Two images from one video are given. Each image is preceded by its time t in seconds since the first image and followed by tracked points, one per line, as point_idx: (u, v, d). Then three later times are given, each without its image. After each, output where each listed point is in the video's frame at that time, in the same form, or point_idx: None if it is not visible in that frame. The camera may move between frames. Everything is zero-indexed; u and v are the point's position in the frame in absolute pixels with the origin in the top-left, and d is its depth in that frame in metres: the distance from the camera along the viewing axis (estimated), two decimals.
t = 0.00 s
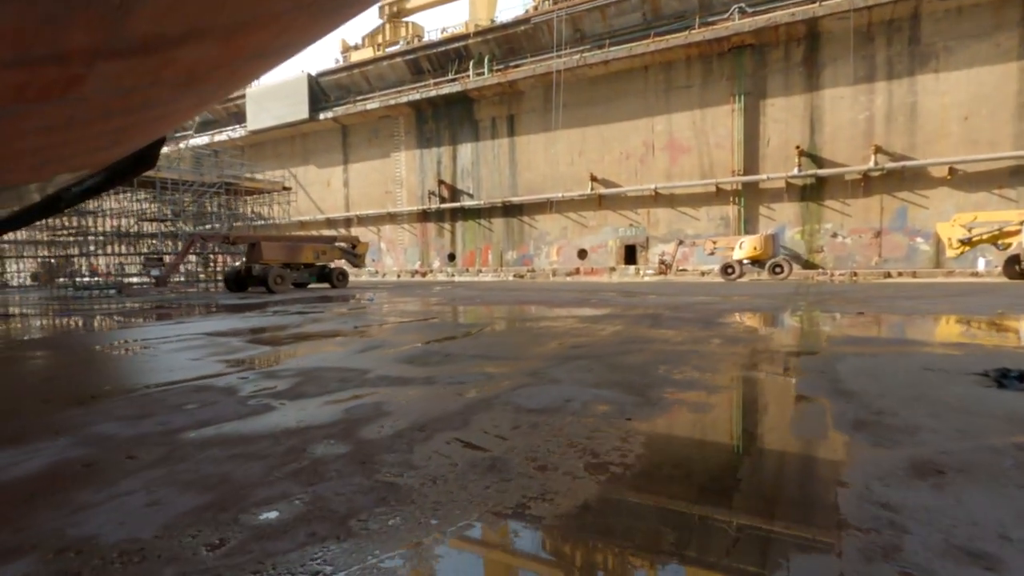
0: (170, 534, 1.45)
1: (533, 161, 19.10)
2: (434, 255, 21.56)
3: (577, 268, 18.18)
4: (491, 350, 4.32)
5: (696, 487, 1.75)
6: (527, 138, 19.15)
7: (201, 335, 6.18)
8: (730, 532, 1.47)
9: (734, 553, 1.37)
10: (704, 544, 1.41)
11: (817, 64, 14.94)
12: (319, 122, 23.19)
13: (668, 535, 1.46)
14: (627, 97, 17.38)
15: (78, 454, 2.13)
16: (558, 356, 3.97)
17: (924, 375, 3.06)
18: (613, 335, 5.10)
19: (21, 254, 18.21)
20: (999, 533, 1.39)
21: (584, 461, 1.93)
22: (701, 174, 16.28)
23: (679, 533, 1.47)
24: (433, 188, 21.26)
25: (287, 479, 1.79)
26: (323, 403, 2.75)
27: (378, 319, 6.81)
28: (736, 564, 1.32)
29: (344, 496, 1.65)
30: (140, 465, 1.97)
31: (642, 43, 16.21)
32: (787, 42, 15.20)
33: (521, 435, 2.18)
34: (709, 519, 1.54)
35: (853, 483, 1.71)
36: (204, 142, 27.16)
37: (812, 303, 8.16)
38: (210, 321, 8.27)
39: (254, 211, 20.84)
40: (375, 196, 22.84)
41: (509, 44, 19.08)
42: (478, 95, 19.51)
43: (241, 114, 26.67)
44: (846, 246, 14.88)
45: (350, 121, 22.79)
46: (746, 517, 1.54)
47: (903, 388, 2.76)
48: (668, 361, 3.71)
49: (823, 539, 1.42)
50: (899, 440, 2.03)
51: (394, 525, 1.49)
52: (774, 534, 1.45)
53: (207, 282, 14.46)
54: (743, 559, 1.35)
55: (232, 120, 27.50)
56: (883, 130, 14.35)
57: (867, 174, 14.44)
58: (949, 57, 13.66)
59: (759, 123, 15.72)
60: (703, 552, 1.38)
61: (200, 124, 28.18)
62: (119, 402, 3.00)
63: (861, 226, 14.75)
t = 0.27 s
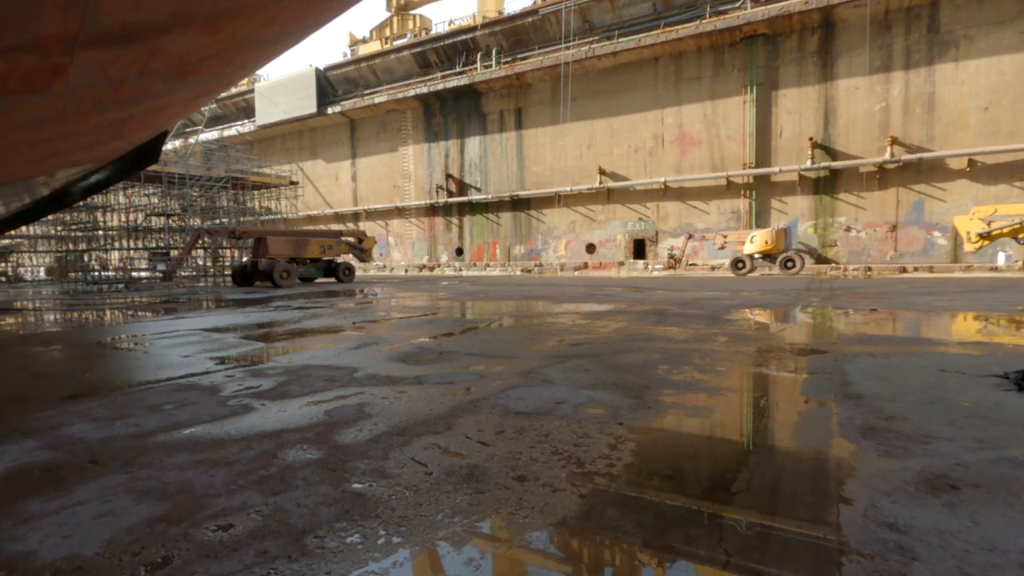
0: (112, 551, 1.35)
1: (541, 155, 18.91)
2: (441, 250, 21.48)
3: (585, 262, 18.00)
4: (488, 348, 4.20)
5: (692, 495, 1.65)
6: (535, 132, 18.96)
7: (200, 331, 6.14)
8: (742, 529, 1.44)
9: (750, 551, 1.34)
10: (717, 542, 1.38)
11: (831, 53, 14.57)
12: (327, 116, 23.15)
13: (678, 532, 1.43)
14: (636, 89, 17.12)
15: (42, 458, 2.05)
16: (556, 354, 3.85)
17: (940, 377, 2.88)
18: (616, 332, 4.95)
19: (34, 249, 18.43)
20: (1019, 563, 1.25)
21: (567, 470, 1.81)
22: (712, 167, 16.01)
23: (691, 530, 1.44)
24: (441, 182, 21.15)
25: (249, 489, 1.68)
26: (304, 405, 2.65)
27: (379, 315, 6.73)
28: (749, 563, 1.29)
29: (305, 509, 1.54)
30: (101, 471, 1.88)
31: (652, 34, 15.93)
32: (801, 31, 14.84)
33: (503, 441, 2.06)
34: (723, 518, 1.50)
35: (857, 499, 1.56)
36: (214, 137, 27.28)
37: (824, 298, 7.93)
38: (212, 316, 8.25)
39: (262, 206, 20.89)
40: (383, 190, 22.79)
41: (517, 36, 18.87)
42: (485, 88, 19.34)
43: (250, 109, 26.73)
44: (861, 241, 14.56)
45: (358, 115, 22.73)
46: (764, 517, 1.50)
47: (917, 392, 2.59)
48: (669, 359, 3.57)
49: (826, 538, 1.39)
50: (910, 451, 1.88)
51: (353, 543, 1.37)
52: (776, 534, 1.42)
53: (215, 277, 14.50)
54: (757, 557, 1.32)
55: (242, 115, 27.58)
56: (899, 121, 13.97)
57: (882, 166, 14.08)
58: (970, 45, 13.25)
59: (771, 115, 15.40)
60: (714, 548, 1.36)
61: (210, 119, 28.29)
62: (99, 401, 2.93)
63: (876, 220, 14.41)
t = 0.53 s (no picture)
0: (27, 570, 1.25)
1: (546, 148, 18.71)
2: (446, 244, 21.36)
3: (590, 257, 17.81)
4: (478, 343, 4.07)
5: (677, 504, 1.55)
6: (541, 124, 18.75)
7: (194, 326, 6.06)
8: (746, 526, 1.42)
9: (755, 547, 1.33)
10: (720, 538, 1.37)
11: (843, 42, 14.24)
12: (333, 110, 23.07)
13: (679, 529, 1.41)
14: (642, 80, 16.85)
15: None
16: (548, 350, 3.71)
17: (951, 378, 2.70)
18: (613, 328, 4.80)
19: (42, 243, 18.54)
20: None
21: (537, 480, 1.67)
22: (720, 160, 15.73)
23: (689, 526, 1.43)
24: (446, 176, 20.99)
25: (193, 499, 1.57)
26: (276, 405, 2.53)
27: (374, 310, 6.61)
28: (755, 560, 1.28)
29: (246, 523, 1.43)
30: (45, 475, 1.78)
31: (659, 25, 15.65)
32: (812, 20, 14.51)
33: (474, 446, 1.93)
34: (720, 513, 1.49)
35: (853, 517, 1.42)
36: (221, 132, 27.31)
37: (833, 294, 7.72)
38: (210, 310, 8.19)
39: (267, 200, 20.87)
40: (388, 184, 22.70)
41: (522, 28, 18.64)
42: (490, 80, 19.15)
43: (256, 103, 26.72)
44: (872, 235, 14.26)
45: (363, 109, 22.63)
46: (753, 510, 1.50)
47: (925, 394, 2.42)
48: (664, 356, 3.41)
49: (824, 532, 1.37)
50: (913, 461, 1.72)
51: (288, 563, 1.25)
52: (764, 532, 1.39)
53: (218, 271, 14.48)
54: (760, 554, 1.31)
55: (248, 109, 27.57)
56: (913, 113, 13.63)
57: (895, 158, 13.75)
58: (987, 33, 12.88)
59: (781, 106, 15.09)
60: (717, 547, 1.34)
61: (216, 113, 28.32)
62: (69, 399, 2.84)
63: (888, 213, 14.09)
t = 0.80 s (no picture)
0: None
1: (552, 143, 18.51)
2: (451, 240, 21.24)
3: (596, 253, 17.62)
4: (469, 344, 3.93)
5: (671, 511, 1.50)
6: (546, 119, 18.54)
7: (187, 324, 5.98)
8: (751, 526, 1.41)
9: (756, 546, 1.32)
10: (724, 537, 1.37)
11: (855, 33, 13.91)
12: (338, 106, 23.00)
13: (684, 527, 1.41)
14: (649, 74, 16.59)
15: None
16: (540, 351, 3.57)
17: (966, 386, 2.52)
18: (611, 327, 4.64)
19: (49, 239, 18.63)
20: None
21: (507, 499, 1.54)
22: (728, 154, 15.47)
23: (693, 525, 1.43)
24: (451, 171, 20.85)
25: (131, 521, 1.45)
26: (246, 411, 2.41)
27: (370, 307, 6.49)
28: (757, 560, 1.27)
29: (180, 552, 1.30)
30: None
31: (666, 17, 15.38)
32: (823, 10, 14.18)
33: (444, 461, 1.79)
34: (726, 513, 1.48)
35: (852, 551, 1.28)
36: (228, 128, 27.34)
37: (842, 292, 7.50)
38: (208, 307, 8.12)
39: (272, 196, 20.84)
40: (393, 180, 22.60)
41: (527, 21, 18.42)
42: (496, 75, 18.96)
43: (263, 99, 26.70)
44: (884, 231, 13.95)
45: (368, 104, 22.52)
46: (758, 509, 1.49)
47: (937, 405, 2.24)
48: (660, 358, 3.26)
49: (828, 532, 1.36)
50: (921, 483, 1.57)
51: None
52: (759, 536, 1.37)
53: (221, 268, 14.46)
54: (764, 553, 1.30)
55: (254, 105, 27.55)
56: (927, 105, 13.29)
57: (908, 152, 13.44)
58: (1004, 23, 12.52)
59: (790, 99, 14.79)
60: (722, 546, 1.34)
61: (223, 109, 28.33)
62: (37, 402, 2.74)
63: (900, 209, 13.77)
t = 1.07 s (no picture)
0: None
1: (558, 137, 18.28)
2: (457, 235, 21.10)
3: (603, 249, 17.40)
4: (460, 344, 3.78)
5: (666, 521, 1.43)
6: (553, 113, 18.32)
7: (181, 321, 5.90)
8: (760, 525, 1.39)
9: (762, 546, 1.30)
10: (731, 537, 1.34)
11: (869, 23, 13.54)
12: (343, 100, 22.89)
13: (691, 527, 1.39)
14: (657, 66, 16.30)
15: None
16: (532, 352, 3.42)
17: (986, 395, 2.33)
18: (609, 326, 4.47)
19: (56, 234, 18.72)
20: None
21: (478, 522, 1.41)
22: (738, 148, 15.19)
23: (700, 524, 1.40)
24: (457, 166, 20.68)
25: (59, 547, 1.32)
26: (214, 419, 2.28)
27: (366, 304, 6.36)
28: (764, 560, 1.25)
29: None
30: None
31: (675, 7, 15.07)
32: None
33: (409, 479, 1.65)
34: (734, 511, 1.46)
35: None
36: (234, 123, 27.34)
37: (854, 290, 7.26)
38: (207, 304, 8.04)
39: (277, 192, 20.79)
40: (399, 175, 22.48)
41: (533, 13, 18.16)
42: (501, 68, 18.74)
43: (269, 94, 26.65)
44: (897, 226, 13.62)
45: (374, 99, 22.39)
46: (768, 509, 1.46)
47: (954, 417, 2.06)
48: (658, 361, 3.10)
49: (837, 532, 1.33)
50: (936, 511, 1.40)
51: None
52: (761, 542, 1.32)
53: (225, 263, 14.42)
54: (772, 553, 1.27)
55: (261, 100, 27.52)
56: (944, 97, 12.93)
57: (923, 145, 13.09)
58: None
59: (802, 92, 14.46)
60: (729, 546, 1.31)
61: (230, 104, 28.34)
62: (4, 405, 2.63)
63: (915, 203, 13.43)
